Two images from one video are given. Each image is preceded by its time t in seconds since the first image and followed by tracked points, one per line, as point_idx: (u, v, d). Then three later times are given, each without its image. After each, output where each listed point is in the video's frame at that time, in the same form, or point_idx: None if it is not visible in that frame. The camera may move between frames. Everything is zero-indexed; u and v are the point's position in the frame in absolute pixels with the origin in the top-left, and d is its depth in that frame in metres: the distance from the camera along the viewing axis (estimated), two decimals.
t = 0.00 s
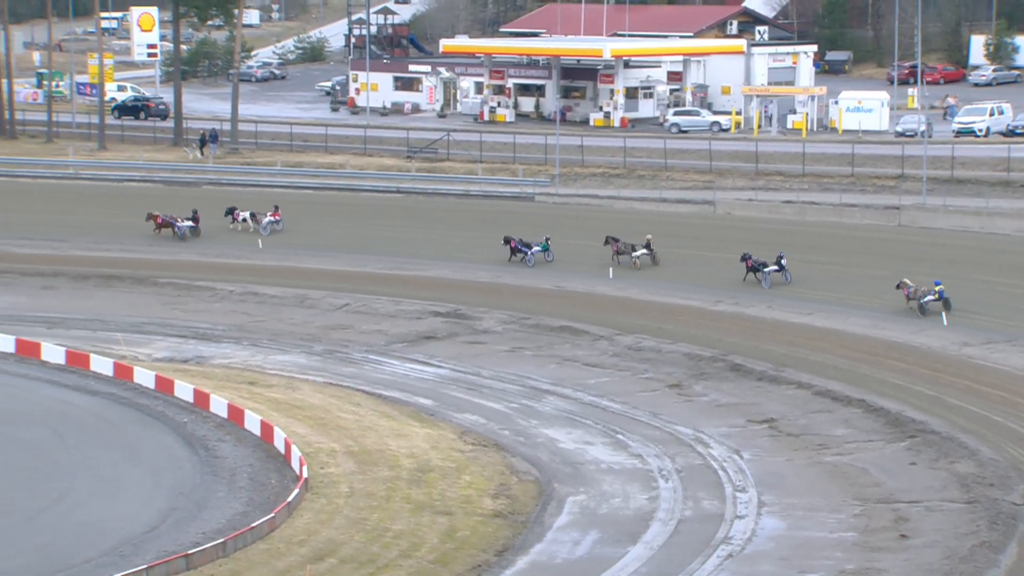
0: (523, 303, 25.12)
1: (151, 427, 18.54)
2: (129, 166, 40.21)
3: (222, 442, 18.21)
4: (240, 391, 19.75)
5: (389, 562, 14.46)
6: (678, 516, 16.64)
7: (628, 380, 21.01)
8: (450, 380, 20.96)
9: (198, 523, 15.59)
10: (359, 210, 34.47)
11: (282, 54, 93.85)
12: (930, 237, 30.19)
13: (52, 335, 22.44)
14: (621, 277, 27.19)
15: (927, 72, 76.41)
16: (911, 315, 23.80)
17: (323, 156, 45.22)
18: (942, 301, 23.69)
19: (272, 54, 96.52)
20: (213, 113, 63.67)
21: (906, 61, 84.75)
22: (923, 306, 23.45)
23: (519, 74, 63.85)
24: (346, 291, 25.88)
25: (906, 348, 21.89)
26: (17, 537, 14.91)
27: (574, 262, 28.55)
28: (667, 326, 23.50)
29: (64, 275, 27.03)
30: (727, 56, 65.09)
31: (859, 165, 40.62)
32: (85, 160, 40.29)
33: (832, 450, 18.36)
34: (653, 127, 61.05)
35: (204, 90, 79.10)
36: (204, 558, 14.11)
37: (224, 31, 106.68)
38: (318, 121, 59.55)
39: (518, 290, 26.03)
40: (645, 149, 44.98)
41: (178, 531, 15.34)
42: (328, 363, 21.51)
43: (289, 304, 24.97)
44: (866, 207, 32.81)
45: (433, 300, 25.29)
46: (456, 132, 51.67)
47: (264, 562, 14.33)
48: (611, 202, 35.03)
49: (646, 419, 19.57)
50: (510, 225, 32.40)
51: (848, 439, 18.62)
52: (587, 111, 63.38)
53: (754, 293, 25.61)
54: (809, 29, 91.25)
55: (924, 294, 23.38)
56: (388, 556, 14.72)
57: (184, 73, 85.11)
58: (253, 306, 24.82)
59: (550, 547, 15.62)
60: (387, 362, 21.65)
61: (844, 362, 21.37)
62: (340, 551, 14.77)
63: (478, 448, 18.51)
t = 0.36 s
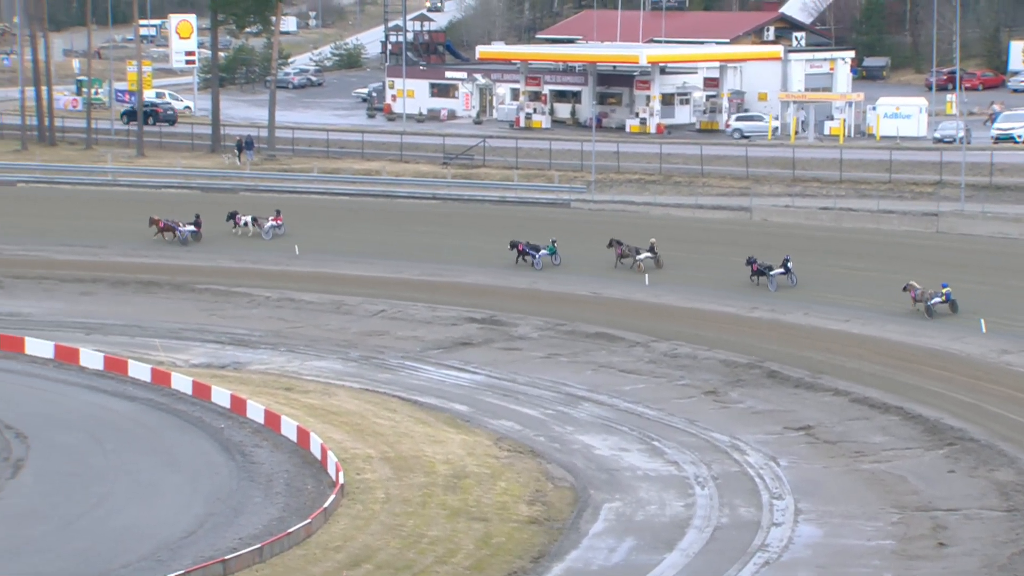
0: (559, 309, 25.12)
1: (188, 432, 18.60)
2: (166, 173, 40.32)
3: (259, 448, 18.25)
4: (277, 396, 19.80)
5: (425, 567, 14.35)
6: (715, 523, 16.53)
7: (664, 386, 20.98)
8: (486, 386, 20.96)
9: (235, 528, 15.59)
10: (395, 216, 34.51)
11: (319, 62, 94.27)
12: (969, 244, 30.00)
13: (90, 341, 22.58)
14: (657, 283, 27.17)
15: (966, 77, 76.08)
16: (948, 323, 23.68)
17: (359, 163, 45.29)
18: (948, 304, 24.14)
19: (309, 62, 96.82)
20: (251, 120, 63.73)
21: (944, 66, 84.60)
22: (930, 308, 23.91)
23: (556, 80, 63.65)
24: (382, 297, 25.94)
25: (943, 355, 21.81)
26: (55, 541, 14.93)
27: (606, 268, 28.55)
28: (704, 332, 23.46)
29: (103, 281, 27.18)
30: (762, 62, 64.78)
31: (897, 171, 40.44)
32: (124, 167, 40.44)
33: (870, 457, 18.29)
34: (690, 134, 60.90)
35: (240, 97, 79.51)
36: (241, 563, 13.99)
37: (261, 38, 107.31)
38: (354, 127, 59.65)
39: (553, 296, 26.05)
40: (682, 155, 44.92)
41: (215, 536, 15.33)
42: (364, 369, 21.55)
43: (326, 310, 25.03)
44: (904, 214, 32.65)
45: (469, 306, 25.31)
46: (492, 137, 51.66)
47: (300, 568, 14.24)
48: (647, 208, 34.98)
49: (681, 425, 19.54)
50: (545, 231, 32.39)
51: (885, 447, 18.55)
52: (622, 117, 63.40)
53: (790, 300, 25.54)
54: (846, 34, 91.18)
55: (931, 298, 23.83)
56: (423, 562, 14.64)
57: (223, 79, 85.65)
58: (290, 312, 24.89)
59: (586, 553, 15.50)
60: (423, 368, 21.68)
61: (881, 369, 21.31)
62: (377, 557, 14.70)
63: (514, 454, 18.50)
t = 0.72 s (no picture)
0: (589, 315, 25.12)
1: (220, 438, 18.64)
2: (200, 181, 40.49)
3: (290, 454, 18.27)
4: (307, 403, 19.84)
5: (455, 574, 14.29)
6: (746, 530, 16.44)
7: (694, 393, 20.95)
8: (516, 393, 20.96)
9: (266, 534, 15.57)
10: (427, 223, 34.57)
11: (349, 68, 94.65)
12: (1003, 251, 29.85)
13: (122, 347, 22.68)
14: (688, 289, 27.16)
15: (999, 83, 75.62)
16: (981, 330, 23.58)
17: (390, 169, 45.38)
18: (949, 306, 24.43)
19: (340, 69, 97.37)
20: (282, 126, 63.89)
21: (977, 73, 84.07)
22: (932, 311, 24.18)
23: (585, 87, 64.16)
24: (412, 303, 25.98)
25: (976, 362, 21.71)
26: (87, 546, 14.96)
27: (634, 275, 28.53)
28: (735, 339, 23.42)
29: (135, 287, 27.29)
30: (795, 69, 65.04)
31: (930, 178, 40.30)
32: (158, 174, 40.57)
33: (901, 465, 18.21)
34: (721, 140, 60.94)
35: (272, 104, 79.92)
36: (272, 569, 13.93)
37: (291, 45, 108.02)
38: (385, 134, 59.78)
39: (584, 303, 26.05)
40: (712, 162, 44.93)
41: (246, 543, 15.32)
42: (395, 376, 21.58)
43: (357, 316, 25.08)
44: (936, 221, 32.54)
45: (500, 312, 25.32)
46: (522, 144, 51.70)
47: (331, 573, 14.19)
48: (678, 215, 34.98)
49: (712, 432, 19.49)
50: (576, 237, 32.35)
51: (917, 454, 18.47)
52: (653, 124, 63.19)
53: (822, 307, 25.47)
54: (877, 41, 91.02)
55: (931, 299, 24.11)
56: (454, 569, 14.58)
57: (253, 86, 85.67)
58: (321, 318, 24.95)
59: (616, 561, 15.42)
60: (453, 374, 21.70)
61: (914, 377, 21.21)
62: (407, 563, 14.64)
63: (544, 461, 18.47)
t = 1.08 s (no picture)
0: (613, 323, 25.11)
1: (245, 445, 18.68)
2: (225, 187, 40.53)
3: (315, 461, 18.28)
4: (332, 410, 19.87)
5: None
6: (771, 538, 16.35)
7: (720, 401, 20.92)
8: (541, 400, 20.95)
9: (290, 541, 15.54)
10: (452, 230, 34.61)
11: (374, 76, 95.04)
12: None
13: (148, 354, 22.75)
14: (713, 297, 27.12)
15: None
16: (1009, 338, 23.47)
17: (415, 176, 45.45)
18: (945, 309, 24.72)
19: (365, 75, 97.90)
20: (308, 134, 64.08)
21: (1003, 80, 84.13)
22: (926, 314, 24.46)
23: (610, 94, 64.13)
24: (437, 310, 26.00)
25: (1003, 371, 21.60)
26: (113, 553, 14.97)
27: (655, 282, 28.52)
28: (760, 347, 23.39)
29: (161, 294, 27.37)
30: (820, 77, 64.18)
31: (956, 186, 40.13)
32: (182, 181, 40.59)
33: (927, 473, 18.12)
34: (746, 148, 60.31)
35: (299, 111, 80.29)
36: None
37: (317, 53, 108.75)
38: (410, 141, 59.88)
39: (608, 310, 26.04)
40: (737, 169, 44.91)
41: (271, 549, 15.30)
42: (420, 383, 21.60)
43: (382, 324, 25.10)
44: (963, 228, 32.43)
45: (524, 320, 25.32)
46: (547, 152, 51.71)
47: None
48: (703, 222, 34.96)
49: (738, 440, 19.45)
50: (600, 245, 32.31)
51: (944, 462, 18.39)
52: (678, 131, 63.59)
53: (847, 315, 25.41)
54: (904, 47, 91.00)
55: (927, 303, 24.40)
56: None
57: (279, 94, 86.23)
58: (345, 326, 24.99)
59: (641, 568, 15.32)
60: (478, 382, 21.70)
61: (940, 385, 21.12)
62: (432, 571, 14.58)
63: (568, 468, 18.44)
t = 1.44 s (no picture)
0: (639, 329, 25.08)
1: (271, 451, 18.71)
2: (253, 194, 40.66)
3: (341, 467, 18.28)
4: (358, 416, 19.88)
5: None
6: (798, 545, 16.25)
7: (747, 408, 20.88)
8: (567, 407, 20.94)
9: (316, 547, 15.52)
10: (479, 236, 34.65)
11: (400, 82, 95.46)
12: None
13: (175, 360, 22.83)
14: (739, 303, 27.08)
15: None
16: None
17: (441, 182, 45.54)
18: (941, 311, 24.96)
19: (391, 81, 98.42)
20: (334, 140, 64.27)
21: None
22: (922, 316, 24.68)
23: (636, 100, 64.49)
24: (462, 317, 26.01)
25: None
26: (139, 559, 14.98)
27: (679, 288, 28.51)
28: (786, 353, 23.35)
29: (188, 300, 27.44)
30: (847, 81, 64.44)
31: (984, 192, 39.97)
32: (210, 189, 40.78)
33: (955, 480, 18.03)
34: (773, 153, 60.41)
35: (327, 117, 80.72)
36: None
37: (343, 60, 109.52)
38: (436, 148, 60.09)
39: (634, 316, 26.03)
40: (763, 175, 44.91)
41: (297, 555, 15.28)
42: (446, 389, 21.60)
43: (407, 330, 25.13)
44: (991, 234, 32.30)
45: (549, 326, 25.32)
46: (573, 157, 51.74)
47: None
48: (729, 229, 34.94)
49: (764, 447, 19.39)
50: (625, 251, 32.31)
51: (971, 470, 18.29)
52: (704, 137, 63.18)
53: (874, 321, 25.34)
54: (932, 54, 90.80)
55: (923, 306, 24.61)
56: None
57: (306, 100, 86.63)
58: (371, 331, 25.04)
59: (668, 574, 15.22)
60: (504, 388, 21.69)
61: (968, 392, 21.04)
62: None
63: (594, 475, 18.41)
